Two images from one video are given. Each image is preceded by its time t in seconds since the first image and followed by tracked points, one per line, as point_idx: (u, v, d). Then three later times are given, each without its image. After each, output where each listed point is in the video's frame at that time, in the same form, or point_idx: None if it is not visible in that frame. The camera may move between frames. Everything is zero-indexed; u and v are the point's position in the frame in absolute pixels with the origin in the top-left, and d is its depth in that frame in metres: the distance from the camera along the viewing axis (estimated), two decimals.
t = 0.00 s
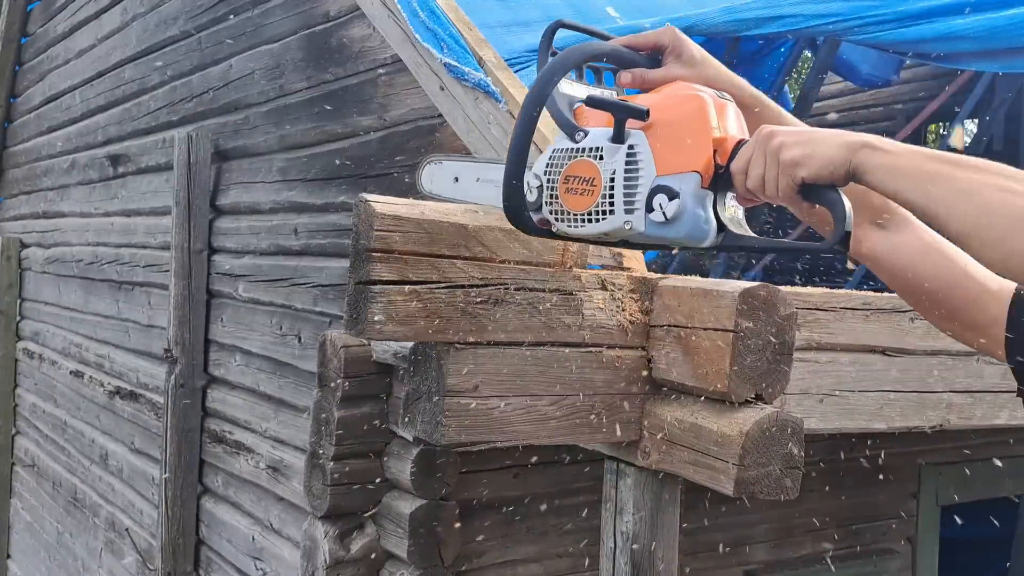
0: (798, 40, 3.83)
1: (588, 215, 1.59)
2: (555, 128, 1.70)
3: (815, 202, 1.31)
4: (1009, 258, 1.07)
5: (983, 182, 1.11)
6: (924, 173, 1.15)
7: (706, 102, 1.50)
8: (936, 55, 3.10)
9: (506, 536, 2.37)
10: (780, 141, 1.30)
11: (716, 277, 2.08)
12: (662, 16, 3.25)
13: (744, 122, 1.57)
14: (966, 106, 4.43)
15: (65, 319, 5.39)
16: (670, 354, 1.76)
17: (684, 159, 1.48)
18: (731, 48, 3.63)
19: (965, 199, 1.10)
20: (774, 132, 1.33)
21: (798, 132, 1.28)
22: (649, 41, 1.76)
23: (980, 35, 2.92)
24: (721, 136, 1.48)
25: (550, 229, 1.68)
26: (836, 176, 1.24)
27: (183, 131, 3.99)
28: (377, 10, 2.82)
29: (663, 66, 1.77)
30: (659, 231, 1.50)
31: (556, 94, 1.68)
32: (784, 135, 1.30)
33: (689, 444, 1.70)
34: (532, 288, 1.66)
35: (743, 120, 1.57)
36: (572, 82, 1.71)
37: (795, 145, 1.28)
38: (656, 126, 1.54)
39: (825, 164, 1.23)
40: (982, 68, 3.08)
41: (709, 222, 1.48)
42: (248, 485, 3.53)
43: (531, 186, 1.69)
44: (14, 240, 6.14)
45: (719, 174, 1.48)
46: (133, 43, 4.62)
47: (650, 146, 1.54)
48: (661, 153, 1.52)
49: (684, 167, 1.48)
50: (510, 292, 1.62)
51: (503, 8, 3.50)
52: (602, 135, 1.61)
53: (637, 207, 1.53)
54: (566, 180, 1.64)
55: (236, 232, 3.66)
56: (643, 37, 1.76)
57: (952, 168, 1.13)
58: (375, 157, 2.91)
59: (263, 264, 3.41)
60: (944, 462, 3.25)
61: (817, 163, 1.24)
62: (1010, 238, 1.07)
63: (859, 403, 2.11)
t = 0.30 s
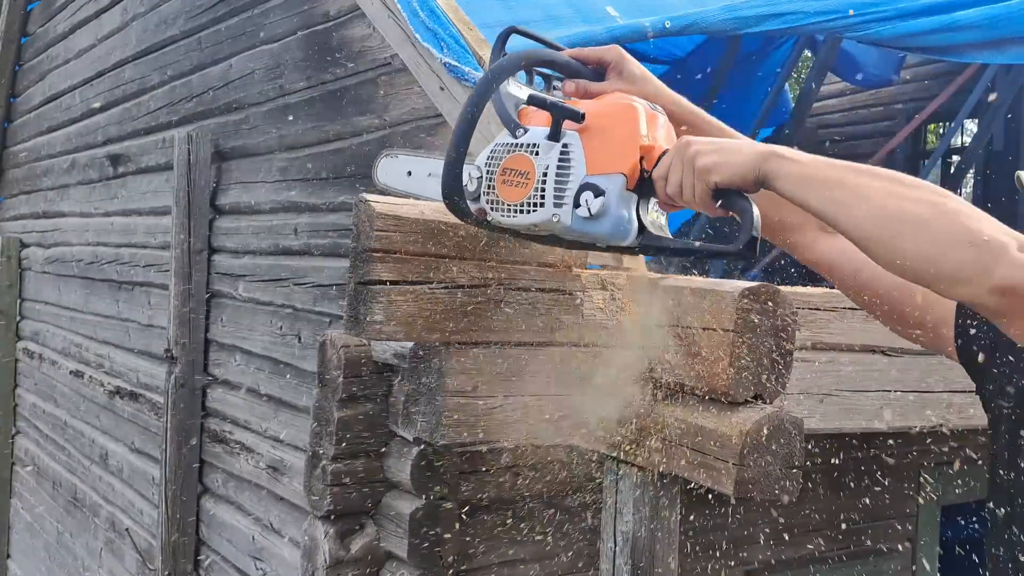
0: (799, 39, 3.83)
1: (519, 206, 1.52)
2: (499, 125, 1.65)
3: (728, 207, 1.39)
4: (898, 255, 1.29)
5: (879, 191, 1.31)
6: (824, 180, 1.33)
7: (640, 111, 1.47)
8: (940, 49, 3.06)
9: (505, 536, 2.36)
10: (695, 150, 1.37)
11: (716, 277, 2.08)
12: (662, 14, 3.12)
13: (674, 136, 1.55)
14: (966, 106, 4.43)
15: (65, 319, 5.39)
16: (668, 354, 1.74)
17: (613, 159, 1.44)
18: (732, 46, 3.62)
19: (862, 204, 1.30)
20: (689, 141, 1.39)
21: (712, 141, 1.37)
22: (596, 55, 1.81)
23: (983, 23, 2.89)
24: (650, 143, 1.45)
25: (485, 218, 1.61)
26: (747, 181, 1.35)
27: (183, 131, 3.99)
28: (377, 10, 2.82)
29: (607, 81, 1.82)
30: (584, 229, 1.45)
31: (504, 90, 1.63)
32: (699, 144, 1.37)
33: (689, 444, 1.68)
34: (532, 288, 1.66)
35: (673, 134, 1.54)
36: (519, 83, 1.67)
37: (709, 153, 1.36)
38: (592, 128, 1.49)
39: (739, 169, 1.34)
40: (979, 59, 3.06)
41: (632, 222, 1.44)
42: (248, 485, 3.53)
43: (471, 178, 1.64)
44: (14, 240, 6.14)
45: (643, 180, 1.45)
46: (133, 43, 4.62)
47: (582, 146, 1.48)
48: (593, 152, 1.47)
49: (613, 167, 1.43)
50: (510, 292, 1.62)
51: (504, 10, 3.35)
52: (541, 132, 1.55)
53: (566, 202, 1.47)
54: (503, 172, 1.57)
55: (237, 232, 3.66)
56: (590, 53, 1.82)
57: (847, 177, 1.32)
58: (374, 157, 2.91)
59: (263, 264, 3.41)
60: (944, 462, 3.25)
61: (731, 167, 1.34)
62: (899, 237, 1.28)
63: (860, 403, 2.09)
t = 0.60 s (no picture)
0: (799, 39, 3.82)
1: (516, 203, 1.50)
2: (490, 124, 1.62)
3: (723, 185, 1.36)
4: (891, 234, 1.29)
5: (871, 170, 1.31)
6: (819, 158, 1.32)
7: (630, 96, 1.44)
8: (942, 47, 3.06)
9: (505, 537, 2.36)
10: (689, 131, 1.34)
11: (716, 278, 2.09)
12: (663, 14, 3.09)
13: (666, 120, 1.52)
14: (966, 106, 4.43)
15: (65, 319, 5.39)
16: (670, 352, 1.76)
17: (606, 147, 1.41)
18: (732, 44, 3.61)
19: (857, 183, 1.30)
20: (683, 122, 1.36)
21: (707, 121, 1.35)
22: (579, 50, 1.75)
23: (984, 21, 2.90)
24: (642, 129, 1.42)
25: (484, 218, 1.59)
26: (742, 159, 1.34)
27: (183, 131, 3.99)
28: (377, 11, 2.82)
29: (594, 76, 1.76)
30: (583, 219, 1.42)
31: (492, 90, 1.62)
32: (693, 125, 1.34)
33: (689, 443, 1.68)
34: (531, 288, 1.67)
35: (665, 119, 1.51)
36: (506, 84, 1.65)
37: (705, 132, 1.33)
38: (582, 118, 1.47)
39: (735, 146, 1.33)
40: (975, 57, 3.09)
41: (630, 210, 1.41)
42: (249, 485, 3.53)
43: (467, 180, 1.61)
44: (14, 240, 6.14)
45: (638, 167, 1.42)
46: (133, 43, 4.62)
47: (576, 138, 1.46)
48: (586, 142, 1.44)
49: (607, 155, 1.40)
50: (510, 292, 1.63)
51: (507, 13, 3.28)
52: (532, 128, 1.52)
53: (563, 194, 1.45)
54: (497, 171, 1.54)
55: (237, 231, 3.66)
56: (577, 46, 1.75)
57: (842, 156, 1.32)
58: (375, 158, 2.91)
59: (264, 264, 3.41)
60: (944, 463, 3.24)
61: (728, 145, 1.33)
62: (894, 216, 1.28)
63: (859, 403, 2.09)
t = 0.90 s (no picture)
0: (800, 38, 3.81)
1: (513, 199, 1.49)
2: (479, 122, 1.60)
3: (718, 163, 1.33)
4: (881, 212, 1.28)
5: (862, 147, 1.30)
6: (813, 135, 1.32)
7: (617, 81, 1.43)
8: (943, 44, 3.05)
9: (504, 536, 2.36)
10: (684, 109, 1.34)
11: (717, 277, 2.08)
12: (662, 14, 3.08)
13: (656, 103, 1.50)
14: (966, 106, 4.43)
15: (65, 319, 5.39)
16: (672, 353, 1.76)
17: (597, 136, 1.40)
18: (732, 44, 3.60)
19: (849, 160, 1.29)
20: (676, 102, 1.35)
21: (700, 99, 1.35)
22: (561, 45, 1.73)
23: (983, 13, 2.90)
24: (631, 115, 1.41)
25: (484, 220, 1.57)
26: (738, 134, 1.33)
27: (183, 131, 3.99)
28: (377, 11, 2.81)
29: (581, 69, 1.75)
30: (580, 211, 1.42)
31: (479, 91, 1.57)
32: (687, 103, 1.34)
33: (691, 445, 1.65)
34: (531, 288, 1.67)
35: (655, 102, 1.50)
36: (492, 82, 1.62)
37: (698, 109, 1.33)
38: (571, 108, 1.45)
39: (728, 123, 1.32)
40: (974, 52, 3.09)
41: (628, 196, 1.40)
42: (249, 485, 3.53)
43: (462, 181, 1.61)
44: (14, 240, 6.14)
45: (631, 151, 1.41)
46: (133, 43, 4.62)
47: (566, 129, 1.45)
48: (577, 132, 1.43)
49: (599, 145, 1.39)
50: (510, 292, 1.62)
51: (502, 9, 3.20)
52: (523, 124, 1.52)
53: (558, 186, 1.44)
54: (491, 170, 1.54)
55: (237, 232, 3.65)
56: (562, 41, 1.74)
57: (835, 132, 1.31)
58: (375, 158, 2.92)
59: (263, 264, 3.41)
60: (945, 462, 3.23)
61: (722, 121, 1.32)
62: (884, 194, 1.27)
63: (859, 403, 2.09)
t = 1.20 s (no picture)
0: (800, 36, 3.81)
1: (517, 202, 1.56)
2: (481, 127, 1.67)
3: (720, 164, 1.36)
4: (882, 210, 1.28)
5: (863, 145, 1.29)
6: (811, 134, 1.31)
7: (613, 83, 1.46)
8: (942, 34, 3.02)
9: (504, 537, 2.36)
10: (684, 111, 1.36)
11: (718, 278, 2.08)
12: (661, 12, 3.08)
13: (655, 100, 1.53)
14: (966, 106, 4.43)
15: (65, 319, 5.39)
16: (670, 354, 1.75)
17: (595, 139, 1.44)
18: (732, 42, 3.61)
19: (849, 159, 1.28)
20: (675, 103, 1.38)
21: (699, 100, 1.36)
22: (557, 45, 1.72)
23: None
24: (629, 116, 1.44)
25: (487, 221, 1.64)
26: (738, 135, 1.33)
27: (183, 130, 3.99)
28: (376, 11, 2.81)
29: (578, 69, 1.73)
30: (581, 212, 1.47)
31: (474, 96, 1.64)
32: (687, 105, 1.36)
33: (689, 445, 1.67)
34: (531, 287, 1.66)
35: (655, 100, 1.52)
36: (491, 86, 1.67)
37: (699, 110, 1.34)
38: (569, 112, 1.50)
39: (727, 124, 1.32)
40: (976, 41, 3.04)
41: (629, 198, 1.43)
42: (249, 485, 3.53)
43: (464, 185, 1.68)
44: (14, 240, 6.14)
45: (631, 152, 1.44)
46: (133, 43, 4.62)
47: (565, 134, 1.50)
48: (576, 135, 1.48)
49: (597, 147, 1.44)
50: (510, 292, 1.62)
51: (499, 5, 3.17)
52: (522, 128, 1.58)
53: (558, 189, 1.50)
54: (493, 174, 1.61)
55: (237, 232, 3.65)
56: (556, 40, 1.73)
57: (833, 130, 1.30)
58: (375, 157, 2.92)
59: (263, 264, 3.41)
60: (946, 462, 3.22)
61: (721, 122, 1.33)
62: (884, 192, 1.27)
63: (858, 403, 2.10)
